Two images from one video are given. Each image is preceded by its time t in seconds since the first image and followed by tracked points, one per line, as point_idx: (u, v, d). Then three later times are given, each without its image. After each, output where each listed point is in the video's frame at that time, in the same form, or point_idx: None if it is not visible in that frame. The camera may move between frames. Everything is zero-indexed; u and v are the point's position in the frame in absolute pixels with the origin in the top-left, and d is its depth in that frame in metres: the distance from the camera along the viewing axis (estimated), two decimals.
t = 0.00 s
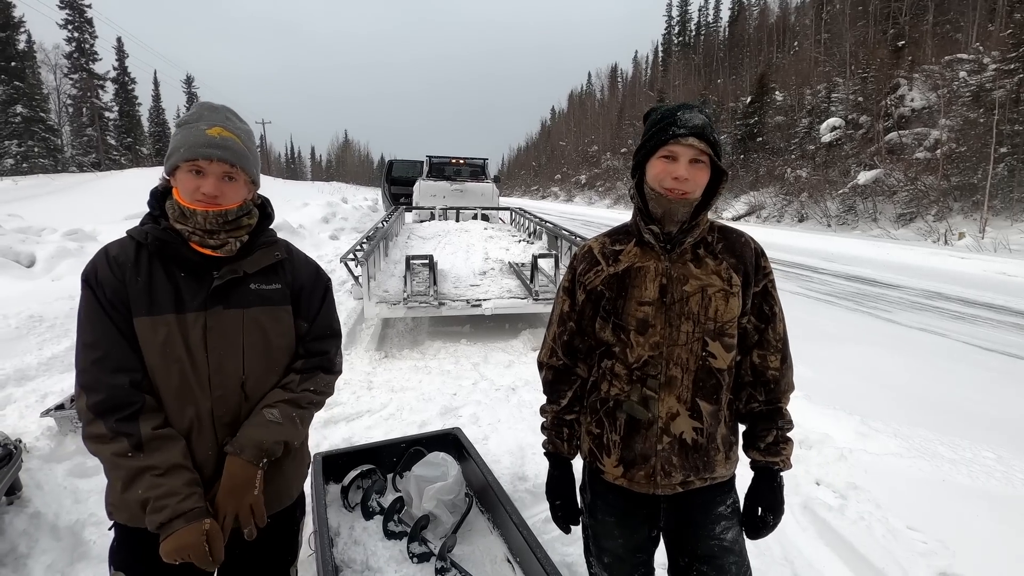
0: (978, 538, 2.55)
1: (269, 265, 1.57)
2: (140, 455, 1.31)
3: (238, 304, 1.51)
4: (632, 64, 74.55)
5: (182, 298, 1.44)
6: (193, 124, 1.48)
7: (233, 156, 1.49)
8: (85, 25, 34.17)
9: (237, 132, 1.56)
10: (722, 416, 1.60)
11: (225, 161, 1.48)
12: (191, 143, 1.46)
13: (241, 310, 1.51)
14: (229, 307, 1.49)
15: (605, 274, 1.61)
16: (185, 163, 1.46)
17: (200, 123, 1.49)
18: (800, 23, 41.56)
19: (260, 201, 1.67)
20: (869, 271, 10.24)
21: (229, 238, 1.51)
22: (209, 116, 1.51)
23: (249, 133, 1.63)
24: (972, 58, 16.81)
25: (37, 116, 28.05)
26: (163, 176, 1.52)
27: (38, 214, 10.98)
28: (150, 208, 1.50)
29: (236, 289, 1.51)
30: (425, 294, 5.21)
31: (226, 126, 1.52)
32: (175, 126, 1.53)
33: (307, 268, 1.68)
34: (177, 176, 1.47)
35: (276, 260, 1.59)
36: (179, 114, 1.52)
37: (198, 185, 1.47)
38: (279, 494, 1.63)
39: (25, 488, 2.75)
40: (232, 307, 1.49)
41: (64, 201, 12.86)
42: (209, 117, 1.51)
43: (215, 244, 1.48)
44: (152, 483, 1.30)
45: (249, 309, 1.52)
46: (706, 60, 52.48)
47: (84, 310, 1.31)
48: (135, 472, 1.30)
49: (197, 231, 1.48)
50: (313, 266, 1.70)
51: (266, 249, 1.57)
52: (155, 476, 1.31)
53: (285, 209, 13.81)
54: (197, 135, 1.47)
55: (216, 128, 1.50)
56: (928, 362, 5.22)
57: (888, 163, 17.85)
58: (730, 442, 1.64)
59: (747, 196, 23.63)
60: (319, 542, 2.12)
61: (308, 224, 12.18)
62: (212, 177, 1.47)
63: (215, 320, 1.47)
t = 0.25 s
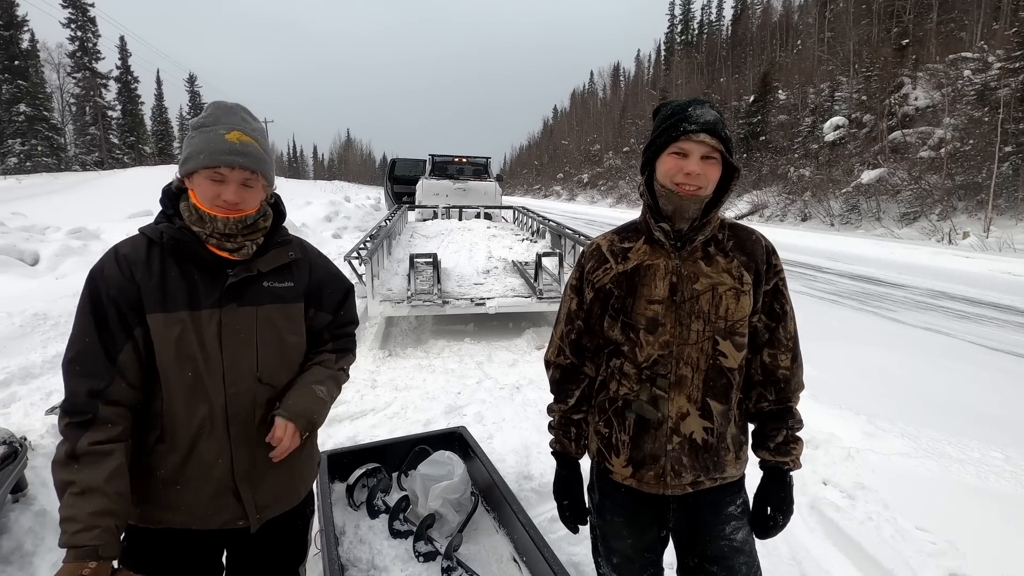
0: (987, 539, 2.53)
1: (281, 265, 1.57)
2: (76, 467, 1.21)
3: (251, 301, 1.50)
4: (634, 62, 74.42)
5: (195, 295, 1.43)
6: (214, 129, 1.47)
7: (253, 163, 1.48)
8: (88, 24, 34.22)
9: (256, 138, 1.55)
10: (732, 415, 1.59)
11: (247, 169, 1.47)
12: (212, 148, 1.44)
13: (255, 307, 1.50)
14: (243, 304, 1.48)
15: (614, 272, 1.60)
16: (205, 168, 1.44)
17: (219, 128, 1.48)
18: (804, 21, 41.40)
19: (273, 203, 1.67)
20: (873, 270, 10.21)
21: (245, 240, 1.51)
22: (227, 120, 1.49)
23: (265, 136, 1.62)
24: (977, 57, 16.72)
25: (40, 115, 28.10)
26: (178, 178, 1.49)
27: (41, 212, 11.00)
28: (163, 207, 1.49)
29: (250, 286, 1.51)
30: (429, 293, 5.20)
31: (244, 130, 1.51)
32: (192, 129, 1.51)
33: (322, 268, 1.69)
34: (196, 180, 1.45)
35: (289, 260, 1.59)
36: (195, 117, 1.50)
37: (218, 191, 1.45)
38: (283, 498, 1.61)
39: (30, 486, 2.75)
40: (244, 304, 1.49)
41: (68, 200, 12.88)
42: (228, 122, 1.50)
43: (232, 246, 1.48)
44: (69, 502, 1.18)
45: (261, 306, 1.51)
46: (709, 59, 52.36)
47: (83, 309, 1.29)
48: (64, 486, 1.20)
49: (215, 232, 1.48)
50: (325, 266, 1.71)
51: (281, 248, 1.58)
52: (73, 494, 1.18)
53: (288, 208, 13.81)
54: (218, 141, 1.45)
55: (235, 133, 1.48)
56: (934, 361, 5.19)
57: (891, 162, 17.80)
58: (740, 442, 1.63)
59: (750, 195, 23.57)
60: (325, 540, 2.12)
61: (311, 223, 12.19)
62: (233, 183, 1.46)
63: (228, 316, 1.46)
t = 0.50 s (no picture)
0: (989, 539, 2.52)
1: (282, 264, 1.56)
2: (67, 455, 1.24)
3: (251, 300, 1.49)
4: (635, 62, 74.38)
5: (194, 293, 1.42)
6: (219, 132, 1.45)
7: (257, 168, 1.48)
8: (89, 24, 34.25)
9: (262, 141, 1.53)
10: (732, 416, 1.58)
11: (249, 173, 1.46)
12: (216, 151, 1.43)
13: (254, 306, 1.49)
14: (242, 303, 1.47)
15: (616, 270, 1.58)
16: (208, 171, 1.43)
17: (225, 131, 1.46)
18: (805, 21, 41.35)
19: (277, 202, 1.65)
20: (874, 270, 10.19)
21: (246, 242, 1.50)
22: (234, 123, 1.48)
23: (272, 139, 1.60)
24: (978, 56, 16.69)
25: (42, 115, 28.13)
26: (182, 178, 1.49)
27: (42, 211, 11.02)
28: (166, 205, 1.49)
29: (249, 285, 1.50)
30: (429, 292, 5.20)
31: (251, 134, 1.49)
32: (198, 129, 1.50)
33: (320, 269, 1.67)
34: (199, 180, 1.45)
35: (290, 260, 1.58)
36: (202, 117, 1.49)
37: (220, 195, 1.44)
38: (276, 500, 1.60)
39: (30, 484, 2.75)
40: (244, 303, 1.48)
41: (68, 199, 12.88)
42: (235, 125, 1.49)
43: (233, 248, 1.48)
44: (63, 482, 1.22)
45: (260, 305, 1.50)
46: (710, 59, 52.32)
47: (76, 307, 1.28)
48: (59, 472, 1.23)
49: (217, 234, 1.47)
50: (325, 268, 1.69)
51: (282, 248, 1.57)
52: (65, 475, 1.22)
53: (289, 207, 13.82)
54: (223, 144, 1.44)
55: (241, 136, 1.47)
56: (936, 361, 5.18)
57: (893, 162, 17.78)
58: (740, 442, 1.62)
59: (751, 195, 23.55)
60: (324, 540, 2.11)
61: (311, 222, 12.19)
62: (235, 187, 1.45)
63: (227, 315, 1.45)
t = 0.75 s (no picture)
0: (988, 539, 2.52)
1: (279, 265, 1.55)
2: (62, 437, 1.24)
3: (247, 301, 1.48)
4: (635, 62, 74.39)
5: (190, 292, 1.43)
6: (223, 148, 1.43)
7: (262, 186, 1.46)
8: (88, 24, 34.20)
9: (265, 156, 1.51)
10: (731, 417, 1.56)
11: (253, 192, 1.44)
12: (219, 168, 1.40)
13: (250, 306, 1.49)
14: (238, 303, 1.47)
15: (619, 268, 1.59)
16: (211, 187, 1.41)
17: (228, 147, 1.43)
18: (804, 21, 41.37)
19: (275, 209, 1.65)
20: (873, 270, 10.19)
21: (244, 245, 1.49)
22: (238, 138, 1.46)
23: (274, 150, 1.58)
24: (978, 57, 16.70)
25: (41, 114, 28.09)
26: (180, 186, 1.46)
27: (41, 211, 11.00)
28: (164, 205, 1.48)
29: (245, 286, 1.49)
30: (429, 292, 5.19)
31: (254, 150, 1.47)
32: (198, 139, 1.47)
33: (318, 270, 1.66)
34: (201, 195, 1.43)
35: (287, 262, 1.57)
36: (204, 129, 1.46)
37: (223, 210, 1.43)
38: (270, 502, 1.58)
39: (28, 485, 2.74)
40: (240, 304, 1.47)
41: (67, 199, 12.86)
42: (238, 140, 1.46)
43: (230, 249, 1.47)
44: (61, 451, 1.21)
45: (256, 306, 1.49)
46: (710, 59, 52.33)
47: (72, 304, 1.29)
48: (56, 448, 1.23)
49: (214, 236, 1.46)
50: (324, 270, 1.68)
51: (279, 250, 1.55)
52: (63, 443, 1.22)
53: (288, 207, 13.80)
54: (226, 162, 1.41)
55: (245, 153, 1.44)
56: (935, 362, 5.18)
57: (892, 163, 17.79)
58: (740, 444, 1.60)
59: (751, 195, 23.54)
60: (323, 540, 2.10)
61: (311, 222, 12.18)
62: (238, 204, 1.44)
63: (223, 315, 1.45)
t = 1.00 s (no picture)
0: (991, 539, 2.51)
1: (281, 266, 1.53)
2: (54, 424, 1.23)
3: (247, 301, 1.47)
4: (634, 62, 74.40)
5: (189, 291, 1.41)
6: (222, 152, 1.40)
7: (263, 191, 1.44)
8: (86, 23, 34.11)
9: (265, 159, 1.48)
10: (741, 417, 1.54)
11: (253, 198, 1.42)
12: (219, 173, 1.38)
13: (250, 307, 1.47)
14: (237, 304, 1.45)
15: (625, 268, 1.59)
16: (211, 193, 1.39)
17: (228, 151, 1.41)
18: (803, 21, 41.40)
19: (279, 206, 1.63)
20: (872, 270, 10.18)
21: (244, 247, 1.48)
22: (238, 142, 1.43)
23: (275, 150, 1.55)
24: (977, 57, 16.71)
25: (39, 114, 28.00)
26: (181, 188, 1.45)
27: (39, 211, 10.96)
28: (165, 204, 1.47)
29: (245, 286, 1.47)
30: (428, 292, 5.17)
31: (254, 154, 1.44)
32: (196, 142, 1.44)
33: (320, 272, 1.64)
34: (202, 199, 1.41)
35: (289, 262, 1.54)
36: (203, 132, 1.43)
37: (224, 214, 1.42)
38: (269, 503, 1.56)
39: (26, 485, 2.72)
40: (240, 304, 1.46)
41: (65, 198, 12.82)
42: (238, 143, 1.43)
43: (230, 251, 1.45)
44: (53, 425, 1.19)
45: (257, 307, 1.47)
46: (708, 58, 52.33)
47: (67, 304, 1.28)
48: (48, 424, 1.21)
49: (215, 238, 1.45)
50: (327, 272, 1.66)
51: (281, 250, 1.53)
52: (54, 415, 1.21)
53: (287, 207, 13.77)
54: (226, 167, 1.39)
55: (245, 157, 1.42)
56: (936, 361, 5.17)
57: (891, 163, 17.81)
58: (751, 443, 1.57)
59: (750, 195, 23.53)
60: (323, 540, 2.09)
61: (309, 222, 12.15)
62: (239, 208, 1.42)
63: (222, 315, 1.43)
